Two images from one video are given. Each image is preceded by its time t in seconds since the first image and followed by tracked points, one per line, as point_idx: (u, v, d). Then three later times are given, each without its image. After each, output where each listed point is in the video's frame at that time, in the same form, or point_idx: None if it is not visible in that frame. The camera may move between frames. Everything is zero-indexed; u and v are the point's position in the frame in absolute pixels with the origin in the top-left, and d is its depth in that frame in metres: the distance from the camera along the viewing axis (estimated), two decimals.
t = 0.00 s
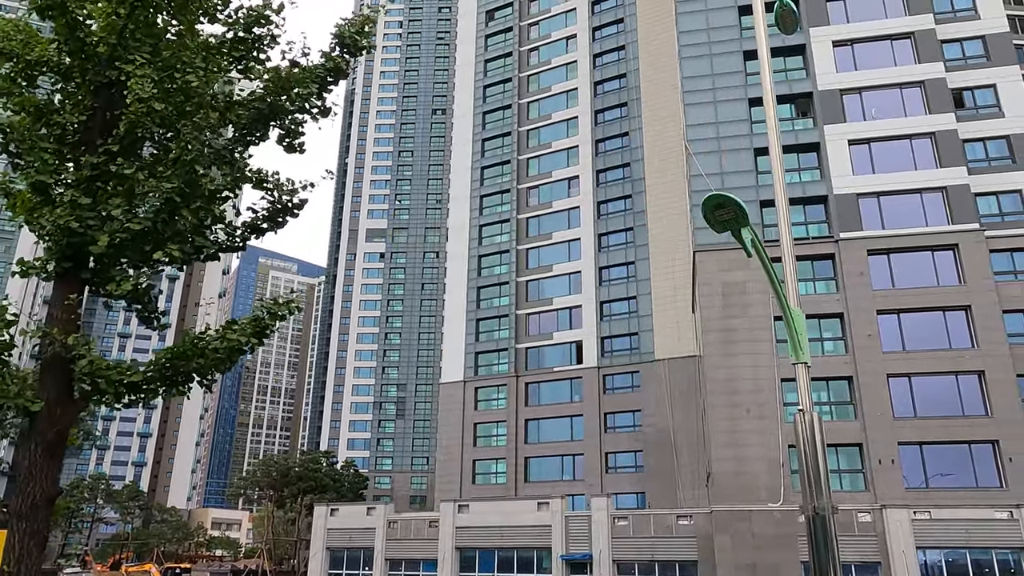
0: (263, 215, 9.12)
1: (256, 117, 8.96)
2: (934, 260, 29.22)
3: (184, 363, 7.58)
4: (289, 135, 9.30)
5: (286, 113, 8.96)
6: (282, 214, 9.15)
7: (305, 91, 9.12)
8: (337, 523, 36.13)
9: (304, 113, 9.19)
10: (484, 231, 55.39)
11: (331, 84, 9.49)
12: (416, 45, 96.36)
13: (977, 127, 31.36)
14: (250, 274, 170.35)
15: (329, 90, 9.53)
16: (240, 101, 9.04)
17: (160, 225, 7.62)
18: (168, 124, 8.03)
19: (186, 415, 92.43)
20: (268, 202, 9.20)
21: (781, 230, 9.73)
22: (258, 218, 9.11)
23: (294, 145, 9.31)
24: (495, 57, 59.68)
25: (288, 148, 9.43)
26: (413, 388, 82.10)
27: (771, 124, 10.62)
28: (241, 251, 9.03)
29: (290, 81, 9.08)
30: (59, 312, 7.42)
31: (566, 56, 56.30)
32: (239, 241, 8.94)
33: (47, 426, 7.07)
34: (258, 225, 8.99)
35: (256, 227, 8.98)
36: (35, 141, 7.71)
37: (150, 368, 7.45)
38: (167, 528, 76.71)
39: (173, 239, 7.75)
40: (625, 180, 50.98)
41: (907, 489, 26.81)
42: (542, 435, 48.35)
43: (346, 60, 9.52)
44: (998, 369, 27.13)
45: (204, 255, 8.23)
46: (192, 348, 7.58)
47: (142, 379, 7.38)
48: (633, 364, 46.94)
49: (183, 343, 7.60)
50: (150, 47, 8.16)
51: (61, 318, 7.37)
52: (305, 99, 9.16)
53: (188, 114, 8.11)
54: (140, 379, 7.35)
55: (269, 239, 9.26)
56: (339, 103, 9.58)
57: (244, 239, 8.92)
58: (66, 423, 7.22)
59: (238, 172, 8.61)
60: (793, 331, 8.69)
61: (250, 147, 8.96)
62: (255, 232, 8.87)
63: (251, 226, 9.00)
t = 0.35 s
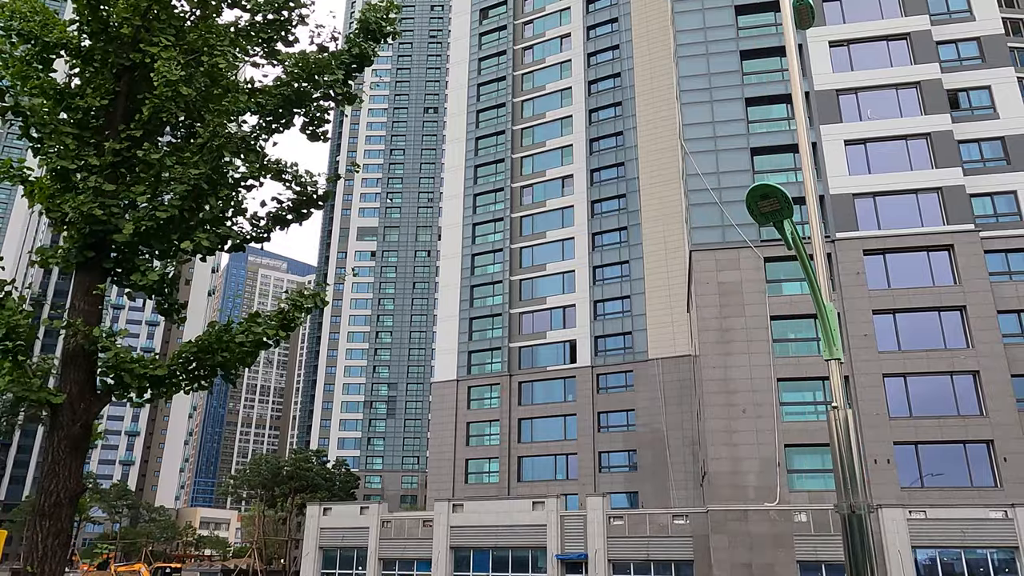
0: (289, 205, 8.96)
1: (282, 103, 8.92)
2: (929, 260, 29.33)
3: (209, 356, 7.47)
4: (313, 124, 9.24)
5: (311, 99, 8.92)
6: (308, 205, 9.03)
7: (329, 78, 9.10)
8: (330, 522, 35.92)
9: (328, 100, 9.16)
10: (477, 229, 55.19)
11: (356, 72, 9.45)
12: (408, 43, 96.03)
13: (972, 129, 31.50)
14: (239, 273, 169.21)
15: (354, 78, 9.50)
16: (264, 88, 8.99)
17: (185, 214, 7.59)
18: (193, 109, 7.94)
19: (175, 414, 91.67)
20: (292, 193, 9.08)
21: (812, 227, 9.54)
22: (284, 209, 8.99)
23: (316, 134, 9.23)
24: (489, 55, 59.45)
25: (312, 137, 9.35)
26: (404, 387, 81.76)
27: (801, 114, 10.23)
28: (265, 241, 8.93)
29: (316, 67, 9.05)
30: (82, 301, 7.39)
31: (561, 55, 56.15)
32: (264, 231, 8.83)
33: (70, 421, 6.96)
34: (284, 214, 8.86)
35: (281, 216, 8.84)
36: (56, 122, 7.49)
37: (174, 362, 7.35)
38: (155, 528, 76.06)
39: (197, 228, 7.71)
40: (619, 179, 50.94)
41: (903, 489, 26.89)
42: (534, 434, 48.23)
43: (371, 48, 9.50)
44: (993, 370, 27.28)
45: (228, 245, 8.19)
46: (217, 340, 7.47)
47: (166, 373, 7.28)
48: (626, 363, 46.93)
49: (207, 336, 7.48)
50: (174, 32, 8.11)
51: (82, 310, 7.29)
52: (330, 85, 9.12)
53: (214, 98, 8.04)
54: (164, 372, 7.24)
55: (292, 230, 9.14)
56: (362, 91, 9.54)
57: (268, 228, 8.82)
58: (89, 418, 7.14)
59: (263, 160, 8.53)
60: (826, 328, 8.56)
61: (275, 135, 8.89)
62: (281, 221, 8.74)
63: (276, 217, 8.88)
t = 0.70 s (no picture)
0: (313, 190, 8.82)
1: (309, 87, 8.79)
2: (930, 258, 29.31)
3: (233, 346, 7.35)
4: (338, 110, 9.07)
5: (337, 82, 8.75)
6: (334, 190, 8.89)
7: (358, 62, 8.93)
8: (328, 519, 35.77)
9: (354, 85, 9.02)
10: (475, 226, 55.00)
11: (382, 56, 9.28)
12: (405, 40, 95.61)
13: (973, 126, 31.47)
14: (234, 270, 168.40)
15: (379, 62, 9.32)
16: (289, 72, 8.83)
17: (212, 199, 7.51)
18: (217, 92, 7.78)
19: (169, 411, 91.12)
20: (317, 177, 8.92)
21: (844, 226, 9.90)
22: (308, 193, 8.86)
23: (342, 119, 9.09)
24: (487, 51, 59.19)
25: (335, 123, 9.19)
26: (400, 384, 81.59)
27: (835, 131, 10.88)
28: (290, 228, 8.81)
29: (344, 50, 8.88)
30: (104, 289, 7.29)
31: (559, 51, 55.92)
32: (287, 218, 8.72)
33: (93, 413, 6.90)
34: (308, 200, 8.73)
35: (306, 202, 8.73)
36: (78, 103, 7.32)
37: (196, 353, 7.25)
38: (150, 525, 75.59)
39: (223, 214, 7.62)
40: (617, 176, 50.89)
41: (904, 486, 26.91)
42: (532, 432, 48.17)
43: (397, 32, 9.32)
44: (993, 367, 27.28)
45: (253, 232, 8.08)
46: (240, 333, 7.35)
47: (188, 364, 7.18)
48: (624, 361, 46.84)
49: (231, 328, 7.36)
50: (201, 13, 7.98)
51: (103, 301, 7.18)
52: (357, 69, 8.96)
53: (241, 82, 7.91)
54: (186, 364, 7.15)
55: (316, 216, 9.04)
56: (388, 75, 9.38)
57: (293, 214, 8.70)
58: (112, 410, 7.06)
59: (288, 145, 8.41)
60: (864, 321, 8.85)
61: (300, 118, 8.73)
62: (305, 207, 8.61)
63: (301, 203, 8.77)
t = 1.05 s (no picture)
0: (338, 169, 8.51)
1: (335, 62, 8.53)
2: (932, 253, 29.22)
3: (260, 331, 7.12)
4: (363, 88, 8.76)
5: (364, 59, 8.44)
6: (359, 170, 8.57)
7: (385, 36, 8.60)
8: (327, 515, 35.60)
9: (380, 60, 8.75)
10: (473, 221, 54.78)
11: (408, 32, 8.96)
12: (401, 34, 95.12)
13: (975, 121, 31.38)
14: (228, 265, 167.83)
15: (405, 38, 9.00)
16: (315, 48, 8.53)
17: (238, 174, 7.31)
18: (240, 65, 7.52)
19: (164, 406, 90.54)
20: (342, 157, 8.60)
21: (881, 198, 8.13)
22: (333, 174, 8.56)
23: (366, 97, 8.84)
24: (485, 46, 58.95)
25: (360, 101, 8.87)
26: (396, 380, 81.36)
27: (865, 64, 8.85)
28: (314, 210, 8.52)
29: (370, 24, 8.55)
30: (125, 269, 7.04)
31: (558, 46, 55.72)
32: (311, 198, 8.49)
33: (115, 399, 6.58)
34: (332, 180, 8.45)
35: (331, 183, 8.48)
36: (97, 74, 7.12)
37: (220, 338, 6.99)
38: (144, 521, 75.19)
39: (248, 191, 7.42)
40: (616, 171, 50.67)
41: (905, 481, 26.90)
42: (530, 427, 48.03)
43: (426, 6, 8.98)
44: (995, 363, 27.24)
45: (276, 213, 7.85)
46: (269, 313, 7.17)
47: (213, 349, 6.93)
48: (623, 356, 46.72)
49: (258, 310, 7.19)
50: None
51: (124, 281, 6.92)
52: (384, 45, 8.64)
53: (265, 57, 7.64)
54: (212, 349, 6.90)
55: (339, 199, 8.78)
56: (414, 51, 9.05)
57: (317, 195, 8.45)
58: (134, 397, 6.76)
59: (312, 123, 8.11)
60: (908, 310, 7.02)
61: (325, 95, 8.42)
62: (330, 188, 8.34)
63: (325, 182, 8.48)
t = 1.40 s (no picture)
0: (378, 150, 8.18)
1: (375, 38, 8.09)
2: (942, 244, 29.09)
3: (304, 315, 6.92)
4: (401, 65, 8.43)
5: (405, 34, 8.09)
6: (399, 150, 8.23)
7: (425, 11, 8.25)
8: (333, 507, 35.71)
9: (422, 37, 8.23)
10: (477, 214, 54.57)
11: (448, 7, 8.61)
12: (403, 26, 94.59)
13: (985, 111, 31.16)
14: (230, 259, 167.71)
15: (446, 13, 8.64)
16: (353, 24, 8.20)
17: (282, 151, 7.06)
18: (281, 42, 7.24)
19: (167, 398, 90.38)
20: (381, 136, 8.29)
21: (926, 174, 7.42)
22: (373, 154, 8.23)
23: (403, 75, 8.50)
24: (489, 38, 58.60)
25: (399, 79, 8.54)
26: (399, 373, 81.33)
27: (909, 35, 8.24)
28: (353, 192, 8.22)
29: None
30: (165, 248, 6.86)
31: (562, 37, 55.38)
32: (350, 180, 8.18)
33: (158, 384, 6.37)
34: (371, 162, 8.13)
35: (372, 164, 8.18)
36: (133, 50, 6.91)
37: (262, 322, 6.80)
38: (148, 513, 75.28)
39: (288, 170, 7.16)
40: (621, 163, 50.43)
41: (914, 473, 26.84)
42: (535, 419, 47.96)
43: None
44: (1005, 355, 27.14)
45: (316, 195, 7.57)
46: (315, 295, 6.97)
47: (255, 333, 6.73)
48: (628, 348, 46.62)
49: (303, 292, 6.97)
50: None
51: (163, 261, 6.70)
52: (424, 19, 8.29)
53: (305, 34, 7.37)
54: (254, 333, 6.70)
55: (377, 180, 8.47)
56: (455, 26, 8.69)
57: (357, 176, 8.08)
58: (177, 382, 6.55)
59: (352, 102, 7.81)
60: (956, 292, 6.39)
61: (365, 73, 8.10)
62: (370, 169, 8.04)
63: (364, 164, 8.17)
